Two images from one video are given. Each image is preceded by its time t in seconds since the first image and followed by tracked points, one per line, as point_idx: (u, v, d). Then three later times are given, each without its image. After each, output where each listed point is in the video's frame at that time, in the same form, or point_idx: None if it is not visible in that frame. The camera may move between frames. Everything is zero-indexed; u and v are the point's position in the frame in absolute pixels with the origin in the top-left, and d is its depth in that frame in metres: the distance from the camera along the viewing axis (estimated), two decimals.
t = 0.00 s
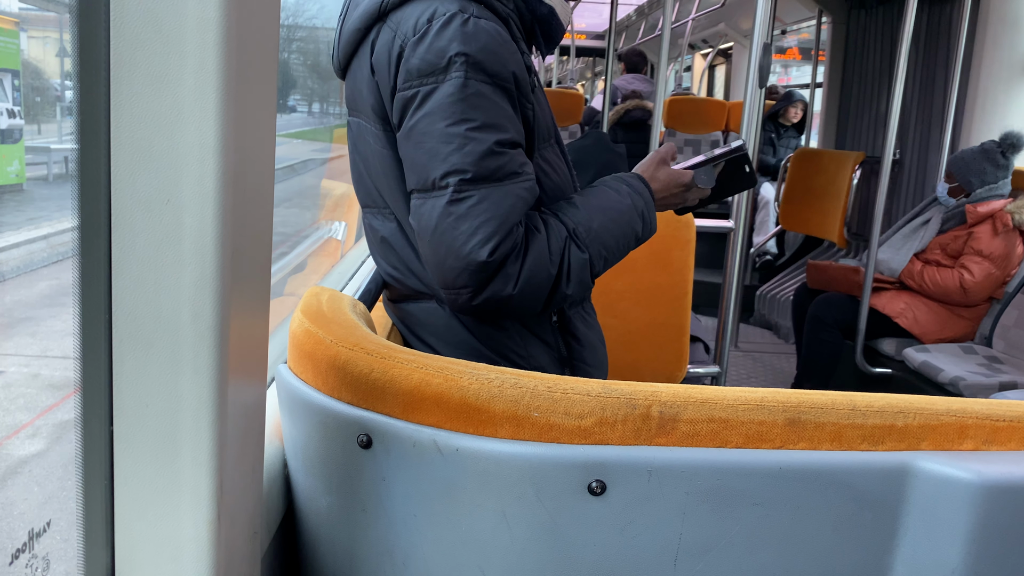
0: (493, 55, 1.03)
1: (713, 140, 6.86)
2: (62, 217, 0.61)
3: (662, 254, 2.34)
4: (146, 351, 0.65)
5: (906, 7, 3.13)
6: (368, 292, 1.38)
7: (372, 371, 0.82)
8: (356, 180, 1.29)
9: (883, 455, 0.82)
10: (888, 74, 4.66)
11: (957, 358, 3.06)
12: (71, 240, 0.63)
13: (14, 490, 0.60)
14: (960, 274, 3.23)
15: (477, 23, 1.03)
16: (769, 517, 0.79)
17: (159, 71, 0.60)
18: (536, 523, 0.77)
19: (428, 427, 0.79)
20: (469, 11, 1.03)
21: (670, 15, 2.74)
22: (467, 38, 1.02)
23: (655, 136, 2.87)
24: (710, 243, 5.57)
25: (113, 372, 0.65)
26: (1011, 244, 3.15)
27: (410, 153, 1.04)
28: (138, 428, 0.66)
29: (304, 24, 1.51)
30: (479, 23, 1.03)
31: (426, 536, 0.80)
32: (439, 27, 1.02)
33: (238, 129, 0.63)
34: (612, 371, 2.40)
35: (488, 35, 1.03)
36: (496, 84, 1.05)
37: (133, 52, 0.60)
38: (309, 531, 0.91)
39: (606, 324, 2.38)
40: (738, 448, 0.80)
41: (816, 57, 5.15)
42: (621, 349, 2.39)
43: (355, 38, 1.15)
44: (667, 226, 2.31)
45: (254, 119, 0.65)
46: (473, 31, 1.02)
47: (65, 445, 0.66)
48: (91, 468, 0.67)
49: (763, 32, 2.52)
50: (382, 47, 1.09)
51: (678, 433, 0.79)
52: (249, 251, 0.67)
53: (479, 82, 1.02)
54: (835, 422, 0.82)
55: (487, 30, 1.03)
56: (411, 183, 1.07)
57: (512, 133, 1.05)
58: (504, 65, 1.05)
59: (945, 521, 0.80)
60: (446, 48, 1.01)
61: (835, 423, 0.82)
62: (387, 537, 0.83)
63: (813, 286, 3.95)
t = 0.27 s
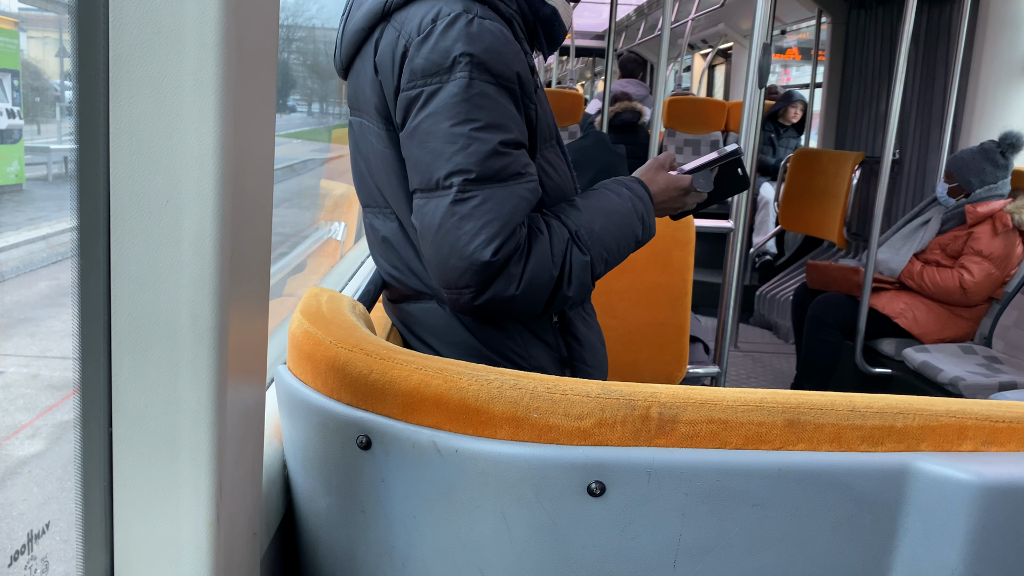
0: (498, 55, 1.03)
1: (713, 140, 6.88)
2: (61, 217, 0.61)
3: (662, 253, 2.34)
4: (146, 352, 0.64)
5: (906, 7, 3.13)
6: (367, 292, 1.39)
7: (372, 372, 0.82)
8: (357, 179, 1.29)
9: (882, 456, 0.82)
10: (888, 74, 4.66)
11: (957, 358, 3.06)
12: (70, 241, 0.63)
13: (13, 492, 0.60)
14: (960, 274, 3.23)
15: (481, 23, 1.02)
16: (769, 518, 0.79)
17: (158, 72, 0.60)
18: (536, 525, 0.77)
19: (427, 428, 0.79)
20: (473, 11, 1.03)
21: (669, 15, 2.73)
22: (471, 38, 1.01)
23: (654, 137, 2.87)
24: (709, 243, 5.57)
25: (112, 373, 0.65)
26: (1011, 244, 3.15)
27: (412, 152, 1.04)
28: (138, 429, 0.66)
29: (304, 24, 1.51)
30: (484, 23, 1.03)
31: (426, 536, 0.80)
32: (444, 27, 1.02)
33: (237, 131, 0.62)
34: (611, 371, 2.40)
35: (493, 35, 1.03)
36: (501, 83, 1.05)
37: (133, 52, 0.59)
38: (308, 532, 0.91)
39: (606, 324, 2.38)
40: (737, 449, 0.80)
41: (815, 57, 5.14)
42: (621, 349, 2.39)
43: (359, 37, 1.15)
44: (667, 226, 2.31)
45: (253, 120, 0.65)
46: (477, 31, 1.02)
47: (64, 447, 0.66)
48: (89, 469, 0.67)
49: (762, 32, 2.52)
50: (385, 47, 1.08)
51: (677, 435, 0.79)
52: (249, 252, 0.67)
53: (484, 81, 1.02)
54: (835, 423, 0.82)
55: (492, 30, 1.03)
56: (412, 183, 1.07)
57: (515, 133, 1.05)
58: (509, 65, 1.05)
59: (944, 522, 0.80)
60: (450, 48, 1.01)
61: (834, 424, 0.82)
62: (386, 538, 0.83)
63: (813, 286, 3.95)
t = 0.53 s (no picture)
0: (490, 55, 1.03)
1: (713, 140, 6.89)
2: (61, 217, 0.61)
3: (662, 253, 2.35)
4: (146, 351, 0.65)
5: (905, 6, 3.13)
6: (367, 292, 1.39)
7: (372, 371, 0.83)
8: (355, 180, 1.29)
9: (881, 455, 0.82)
10: (887, 73, 4.67)
11: (957, 358, 3.06)
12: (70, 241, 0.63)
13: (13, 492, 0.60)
14: (960, 274, 3.23)
15: (474, 22, 1.02)
16: (768, 517, 0.80)
17: (159, 71, 0.60)
18: (535, 523, 0.77)
19: (427, 427, 0.79)
20: (466, 10, 1.03)
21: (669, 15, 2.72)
22: (463, 37, 1.01)
23: (654, 137, 2.84)
24: (709, 243, 5.57)
25: (112, 373, 0.65)
26: (1011, 244, 3.16)
27: (405, 153, 1.04)
28: (138, 428, 0.66)
29: (303, 24, 1.51)
30: (476, 22, 1.02)
31: (426, 535, 0.80)
32: (436, 26, 1.02)
33: (238, 130, 0.63)
34: (611, 371, 2.40)
35: (485, 34, 1.03)
36: (493, 83, 1.04)
37: (133, 52, 0.60)
38: (309, 531, 0.91)
39: (606, 324, 2.38)
40: (737, 448, 0.80)
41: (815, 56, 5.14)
42: (621, 349, 2.39)
43: (354, 38, 1.15)
44: (667, 226, 2.31)
45: (253, 120, 0.66)
46: (470, 30, 1.02)
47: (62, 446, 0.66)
48: (89, 467, 0.67)
49: (762, 32, 2.52)
50: (378, 46, 1.08)
51: (676, 433, 0.79)
52: (249, 252, 0.68)
53: (476, 81, 1.02)
54: (834, 422, 0.82)
55: (484, 30, 1.03)
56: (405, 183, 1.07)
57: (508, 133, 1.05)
58: (501, 64, 1.04)
59: (944, 521, 0.80)
60: (442, 48, 1.01)
61: (833, 422, 0.82)
62: (387, 537, 0.83)
63: (813, 286, 3.95)
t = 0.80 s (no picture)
0: (473, 59, 1.03)
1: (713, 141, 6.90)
2: (58, 217, 0.61)
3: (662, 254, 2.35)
4: (146, 351, 0.65)
5: (905, 6, 3.13)
6: (366, 293, 1.39)
7: (372, 369, 0.83)
8: (350, 182, 1.29)
9: (881, 453, 0.82)
10: (887, 73, 4.67)
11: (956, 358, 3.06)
12: (69, 241, 0.63)
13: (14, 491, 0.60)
14: (960, 274, 3.23)
15: (458, 26, 1.02)
16: (768, 516, 0.80)
17: (159, 70, 0.60)
18: (535, 521, 0.77)
19: (427, 426, 0.79)
20: (450, 14, 1.03)
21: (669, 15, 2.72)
22: (445, 42, 1.01)
23: (654, 137, 2.84)
24: (709, 243, 5.57)
25: (113, 372, 0.65)
26: (1011, 244, 3.16)
27: (391, 158, 1.04)
28: (138, 427, 0.66)
29: (303, 24, 1.51)
30: (460, 26, 1.02)
31: (426, 533, 0.81)
32: (419, 31, 1.01)
33: (239, 129, 0.63)
34: (611, 371, 2.41)
35: (469, 39, 1.03)
36: (478, 87, 1.04)
37: (133, 51, 0.60)
38: (309, 530, 0.91)
39: (606, 324, 2.39)
40: (736, 446, 0.80)
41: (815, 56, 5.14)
42: (621, 349, 2.39)
43: (341, 42, 1.14)
44: (667, 226, 2.31)
45: (254, 118, 0.66)
46: (452, 34, 1.02)
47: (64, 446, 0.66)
48: (91, 466, 0.67)
49: (762, 32, 2.52)
50: (364, 51, 1.08)
51: (677, 432, 0.79)
52: (250, 251, 0.68)
53: (459, 86, 1.02)
54: (834, 420, 0.82)
55: (467, 33, 1.02)
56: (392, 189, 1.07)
57: (493, 137, 1.05)
58: (486, 68, 1.04)
59: (943, 520, 0.80)
60: (424, 53, 1.01)
61: (834, 421, 0.82)
62: (388, 535, 0.83)
63: (813, 286, 3.95)
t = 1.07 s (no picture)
0: (468, 61, 1.03)
1: (713, 140, 6.89)
2: (52, 217, 0.60)
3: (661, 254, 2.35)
4: (147, 350, 0.65)
5: (905, 6, 3.13)
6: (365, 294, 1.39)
7: (372, 368, 0.83)
8: (348, 182, 1.29)
9: (880, 453, 0.82)
10: (887, 73, 4.67)
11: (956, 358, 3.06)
12: (66, 242, 0.62)
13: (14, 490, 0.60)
14: (960, 274, 3.23)
15: (453, 28, 1.02)
16: (768, 515, 0.80)
17: (160, 69, 0.60)
18: (534, 521, 0.78)
19: (427, 425, 0.80)
20: (444, 15, 1.03)
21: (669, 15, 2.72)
22: (440, 44, 1.01)
23: (654, 136, 2.84)
24: (709, 243, 5.57)
25: (113, 371, 0.65)
26: (1011, 244, 3.16)
27: (387, 160, 1.04)
28: (139, 426, 0.66)
29: (303, 23, 1.51)
30: (456, 27, 1.02)
31: (425, 533, 0.81)
32: (414, 32, 1.01)
33: (239, 129, 0.63)
34: (611, 371, 2.41)
35: (464, 40, 1.03)
36: (473, 89, 1.04)
37: (134, 50, 0.60)
38: (309, 529, 0.92)
39: (606, 324, 2.39)
40: (736, 445, 0.80)
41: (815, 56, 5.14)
42: (620, 349, 2.39)
43: (338, 44, 1.14)
44: (667, 226, 2.31)
45: (254, 118, 0.66)
46: (447, 36, 1.02)
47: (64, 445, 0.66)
48: (91, 465, 0.67)
49: (762, 32, 2.52)
50: (360, 52, 1.08)
51: (676, 431, 0.79)
52: (250, 250, 0.68)
53: (454, 88, 1.02)
54: (833, 419, 0.82)
55: (462, 35, 1.03)
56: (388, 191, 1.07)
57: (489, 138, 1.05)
58: (481, 69, 1.04)
59: (943, 520, 0.80)
60: (419, 55, 1.01)
61: (833, 420, 0.82)
62: (387, 534, 0.83)
63: (813, 286, 3.95)
